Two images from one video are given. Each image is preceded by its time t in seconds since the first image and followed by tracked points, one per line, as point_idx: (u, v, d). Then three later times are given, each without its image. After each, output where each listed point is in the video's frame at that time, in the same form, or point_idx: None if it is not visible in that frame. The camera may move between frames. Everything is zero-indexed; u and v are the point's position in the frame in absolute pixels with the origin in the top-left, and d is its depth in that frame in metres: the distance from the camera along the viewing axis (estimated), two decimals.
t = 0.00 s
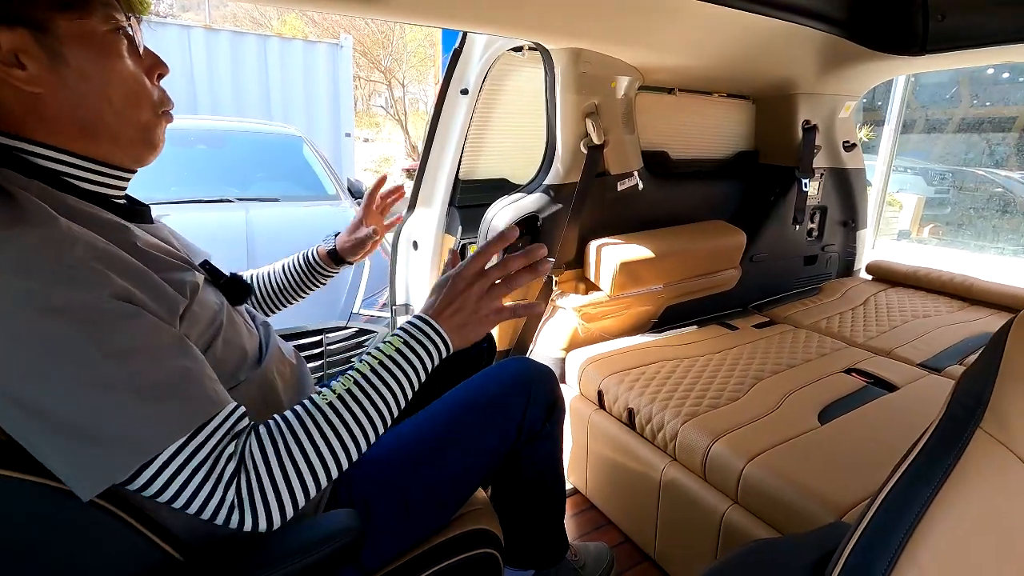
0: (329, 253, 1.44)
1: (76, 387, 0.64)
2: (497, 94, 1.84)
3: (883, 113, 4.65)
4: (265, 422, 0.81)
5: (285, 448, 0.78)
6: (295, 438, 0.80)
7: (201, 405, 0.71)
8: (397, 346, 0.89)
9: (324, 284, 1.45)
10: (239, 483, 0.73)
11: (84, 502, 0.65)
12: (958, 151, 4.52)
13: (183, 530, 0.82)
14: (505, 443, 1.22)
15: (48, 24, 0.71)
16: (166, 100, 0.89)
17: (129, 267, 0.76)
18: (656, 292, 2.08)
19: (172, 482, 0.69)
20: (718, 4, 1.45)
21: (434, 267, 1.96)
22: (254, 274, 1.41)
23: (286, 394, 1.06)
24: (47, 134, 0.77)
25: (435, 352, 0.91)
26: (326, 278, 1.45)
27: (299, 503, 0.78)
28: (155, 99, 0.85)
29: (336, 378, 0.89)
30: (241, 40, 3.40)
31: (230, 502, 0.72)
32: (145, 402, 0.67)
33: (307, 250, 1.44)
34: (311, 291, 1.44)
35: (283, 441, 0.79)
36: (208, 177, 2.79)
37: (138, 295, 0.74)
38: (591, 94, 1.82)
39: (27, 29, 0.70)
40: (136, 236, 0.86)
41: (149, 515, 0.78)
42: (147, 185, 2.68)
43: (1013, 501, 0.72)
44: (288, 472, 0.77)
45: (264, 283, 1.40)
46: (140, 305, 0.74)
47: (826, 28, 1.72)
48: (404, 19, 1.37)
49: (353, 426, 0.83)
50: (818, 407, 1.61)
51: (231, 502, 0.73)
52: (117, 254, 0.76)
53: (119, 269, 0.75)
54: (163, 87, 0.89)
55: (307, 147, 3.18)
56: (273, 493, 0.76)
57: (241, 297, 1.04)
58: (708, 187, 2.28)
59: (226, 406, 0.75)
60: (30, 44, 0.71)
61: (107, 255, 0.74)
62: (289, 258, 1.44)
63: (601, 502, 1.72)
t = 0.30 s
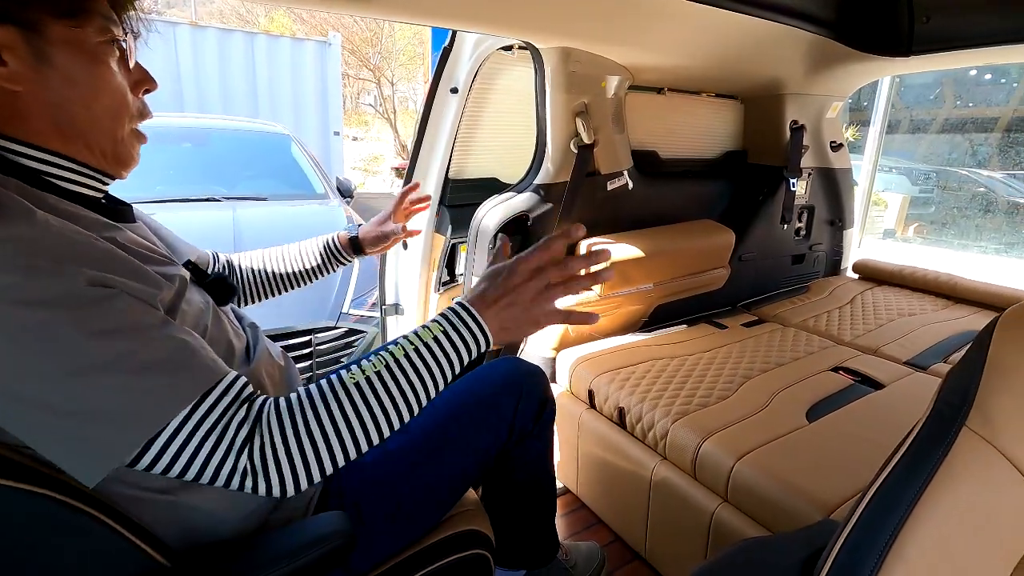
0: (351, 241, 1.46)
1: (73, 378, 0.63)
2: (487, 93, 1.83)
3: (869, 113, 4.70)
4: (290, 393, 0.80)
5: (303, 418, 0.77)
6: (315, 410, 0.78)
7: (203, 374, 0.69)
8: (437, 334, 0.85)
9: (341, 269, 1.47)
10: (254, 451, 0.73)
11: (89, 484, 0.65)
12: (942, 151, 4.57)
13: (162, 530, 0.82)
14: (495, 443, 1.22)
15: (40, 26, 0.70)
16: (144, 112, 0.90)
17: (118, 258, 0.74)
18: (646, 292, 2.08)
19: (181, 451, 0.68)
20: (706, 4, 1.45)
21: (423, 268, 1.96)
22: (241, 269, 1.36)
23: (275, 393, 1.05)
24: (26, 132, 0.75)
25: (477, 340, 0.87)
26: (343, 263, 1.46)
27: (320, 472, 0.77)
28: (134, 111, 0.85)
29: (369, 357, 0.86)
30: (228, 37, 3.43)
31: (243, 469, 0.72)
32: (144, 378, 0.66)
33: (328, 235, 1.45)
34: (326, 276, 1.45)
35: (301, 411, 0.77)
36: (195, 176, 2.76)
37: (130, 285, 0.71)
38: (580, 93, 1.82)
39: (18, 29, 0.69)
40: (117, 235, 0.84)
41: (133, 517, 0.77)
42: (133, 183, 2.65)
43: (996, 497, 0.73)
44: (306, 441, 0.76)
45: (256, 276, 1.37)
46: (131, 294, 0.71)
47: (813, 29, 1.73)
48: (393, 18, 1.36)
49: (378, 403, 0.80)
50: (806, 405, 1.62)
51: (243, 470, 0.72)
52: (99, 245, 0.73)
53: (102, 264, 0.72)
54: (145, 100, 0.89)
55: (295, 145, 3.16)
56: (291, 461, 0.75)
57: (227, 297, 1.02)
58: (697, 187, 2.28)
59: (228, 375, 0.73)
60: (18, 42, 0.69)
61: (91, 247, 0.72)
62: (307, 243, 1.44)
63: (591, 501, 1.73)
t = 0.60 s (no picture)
0: (344, 253, 1.45)
1: (65, 382, 0.61)
2: (479, 91, 1.82)
3: (856, 114, 4.74)
4: (282, 413, 0.79)
5: (293, 436, 0.76)
6: (307, 429, 0.77)
7: (192, 384, 0.69)
8: (437, 368, 0.87)
9: (332, 281, 1.46)
10: (238, 465, 0.71)
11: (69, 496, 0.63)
12: (927, 151, 4.62)
13: (155, 534, 0.81)
14: (488, 443, 1.22)
15: (31, 24, 0.69)
16: (140, 111, 0.88)
17: (110, 260, 0.73)
18: (637, 291, 2.08)
19: (166, 463, 0.66)
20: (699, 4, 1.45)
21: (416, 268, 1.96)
22: (231, 271, 1.34)
23: (269, 396, 1.04)
24: (17, 131, 0.73)
25: (474, 375, 0.89)
26: (334, 276, 1.45)
27: (304, 494, 0.76)
28: (129, 110, 0.83)
29: (367, 384, 0.87)
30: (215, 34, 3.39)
31: (227, 484, 0.70)
32: (135, 385, 0.65)
33: (322, 246, 1.44)
34: (315, 287, 1.44)
35: (292, 429, 0.77)
36: (182, 174, 2.73)
37: (122, 289, 0.71)
38: (572, 92, 1.82)
39: (8, 26, 0.68)
40: (109, 235, 0.83)
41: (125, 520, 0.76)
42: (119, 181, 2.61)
43: (987, 493, 0.74)
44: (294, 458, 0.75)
45: (247, 279, 1.35)
46: (122, 299, 0.70)
47: (803, 30, 1.75)
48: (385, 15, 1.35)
49: (371, 426, 0.80)
50: (797, 404, 1.63)
51: (228, 485, 0.70)
52: (92, 244, 0.72)
53: (96, 267, 0.71)
54: (141, 99, 0.87)
55: (284, 143, 3.13)
56: (277, 478, 0.73)
57: (219, 298, 1.02)
58: (688, 186, 2.29)
59: (216, 387, 0.72)
60: (9, 41, 0.68)
61: (82, 249, 0.70)
62: (300, 252, 1.43)
63: (585, 500, 1.74)
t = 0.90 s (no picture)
0: (348, 259, 1.42)
1: (65, 400, 0.58)
2: (481, 91, 1.80)
3: (849, 114, 4.76)
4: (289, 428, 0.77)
5: (303, 452, 0.73)
6: (316, 445, 0.75)
7: (197, 401, 0.66)
8: (447, 378, 0.85)
9: (335, 287, 1.43)
10: (247, 484, 0.69)
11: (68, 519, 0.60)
12: (918, 151, 4.73)
13: (157, 553, 0.77)
14: (497, 451, 1.19)
15: (33, 23, 0.66)
16: (145, 113, 0.84)
17: (112, 270, 0.70)
18: (639, 292, 2.07)
19: (172, 485, 0.63)
20: (706, 5, 1.44)
21: (415, 270, 1.93)
22: (233, 275, 1.31)
23: (273, 406, 1.01)
24: (16, 134, 0.70)
25: (484, 385, 0.87)
26: (338, 282, 1.42)
27: (314, 511, 0.74)
28: (134, 113, 0.80)
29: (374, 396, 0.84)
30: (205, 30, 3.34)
31: (235, 505, 0.67)
32: (137, 403, 0.61)
33: (325, 251, 1.41)
34: (318, 293, 1.41)
35: (301, 444, 0.74)
36: (174, 173, 2.68)
37: (124, 300, 0.68)
38: (575, 93, 1.80)
39: (9, 25, 0.64)
40: (111, 241, 0.80)
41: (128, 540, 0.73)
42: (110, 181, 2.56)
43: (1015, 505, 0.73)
44: (304, 476, 0.72)
45: (249, 284, 1.32)
46: (125, 311, 0.67)
47: (807, 31, 1.74)
48: (389, 14, 1.32)
49: (382, 441, 0.78)
50: (802, 407, 1.63)
51: (236, 505, 0.68)
52: (93, 254, 0.69)
53: (97, 276, 0.67)
54: (145, 100, 0.84)
55: (277, 142, 3.09)
56: (286, 496, 0.71)
57: (223, 306, 0.99)
58: (689, 187, 2.28)
59: (223, 403, 0.69)
60: (10, 41, 0.65)
61: (83, 258, 0.67)
62: (302, 257, 1.40)
63: (589, 505, 1.72)
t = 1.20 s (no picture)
0: (347, 257, 1.37)
1: (52, 408, 0.53)
2: (481, 84, 1.75)
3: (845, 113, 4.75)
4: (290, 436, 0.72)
5: (305, 461, 0.69)
6: (318, 454, 0.70)
7: (192, 407, 0.61)
8: (455, 381, 0.80)
9: (333, 286, 1.38)
10: (244, 497, 0.64)
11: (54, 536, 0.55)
12: (911, 151, 4.65)
13: (150, 567, 0.73)
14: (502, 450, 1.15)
15: None
16: (138, 101, 0.80)
17: (102, 266, 0.65)
18: (642, 291, 2.03)
19: (167, 498, 0.58)
20: None
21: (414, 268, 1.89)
22: (232, 275, 1.26)
23: (271, 409, 0.96)
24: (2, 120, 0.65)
25: (495, 388, 0.82)
26: (336, 281, 1.38)
27: (315, 523, 0.69)
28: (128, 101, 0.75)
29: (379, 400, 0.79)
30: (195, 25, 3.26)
31: (232, 519, 0.63)
32: (132, 411, 0.57)
33: (323, 249, 1.36)
34: (315, 292, 1.36)
35: (302, 452, 0.69)
36: (164, 170, 2.62)
37: (117, 299, 0.62)
38: (579, 87, 1.76)
39: None
40: (102, 237, 0.75)
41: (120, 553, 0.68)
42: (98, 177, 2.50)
43: None
44: (306, 487, 0.67)
45: (244, 283, 1.27)
46: (116, 311, 0.62)
47: (814, 25, 1.71)
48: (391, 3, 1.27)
49: (388, 449, 0.73)
50: (813, 405, 1.60)
51: (234, 519, 0.63)
52: (82, 249, 0.64)
53: (85, 273, 0.62)
54: (139, 88, 0.80)
55: (270, 138, 3.03)
56: (287, 509, 0.66)
57: (220, 305, 0.94)
58: (691, 184, 2.25)
59: (221, 409, 0.64)
60: None
61: (72, 254, 0.62)
62: (299, 255, 1.35)
63: (593, 508, 1.68)
